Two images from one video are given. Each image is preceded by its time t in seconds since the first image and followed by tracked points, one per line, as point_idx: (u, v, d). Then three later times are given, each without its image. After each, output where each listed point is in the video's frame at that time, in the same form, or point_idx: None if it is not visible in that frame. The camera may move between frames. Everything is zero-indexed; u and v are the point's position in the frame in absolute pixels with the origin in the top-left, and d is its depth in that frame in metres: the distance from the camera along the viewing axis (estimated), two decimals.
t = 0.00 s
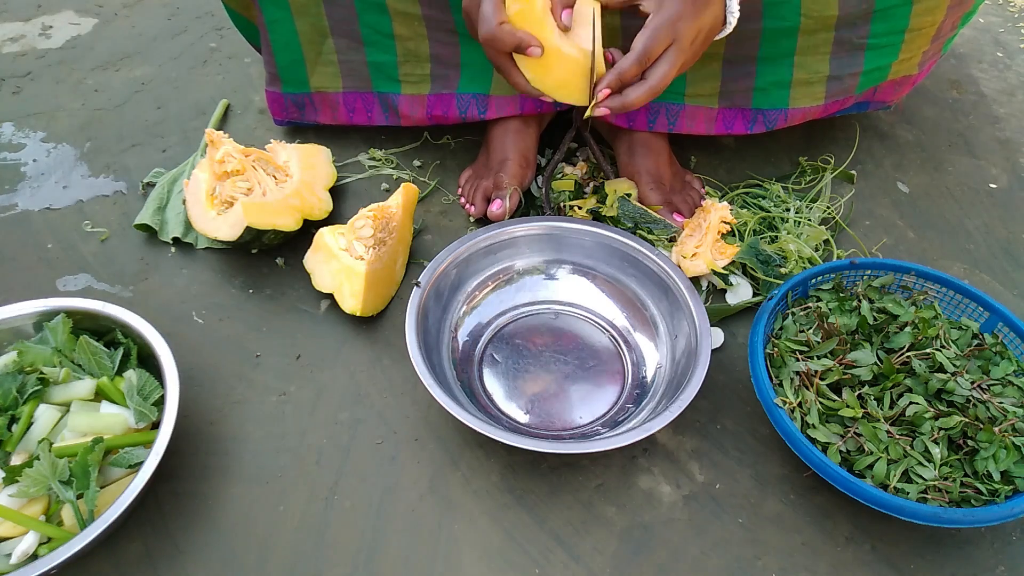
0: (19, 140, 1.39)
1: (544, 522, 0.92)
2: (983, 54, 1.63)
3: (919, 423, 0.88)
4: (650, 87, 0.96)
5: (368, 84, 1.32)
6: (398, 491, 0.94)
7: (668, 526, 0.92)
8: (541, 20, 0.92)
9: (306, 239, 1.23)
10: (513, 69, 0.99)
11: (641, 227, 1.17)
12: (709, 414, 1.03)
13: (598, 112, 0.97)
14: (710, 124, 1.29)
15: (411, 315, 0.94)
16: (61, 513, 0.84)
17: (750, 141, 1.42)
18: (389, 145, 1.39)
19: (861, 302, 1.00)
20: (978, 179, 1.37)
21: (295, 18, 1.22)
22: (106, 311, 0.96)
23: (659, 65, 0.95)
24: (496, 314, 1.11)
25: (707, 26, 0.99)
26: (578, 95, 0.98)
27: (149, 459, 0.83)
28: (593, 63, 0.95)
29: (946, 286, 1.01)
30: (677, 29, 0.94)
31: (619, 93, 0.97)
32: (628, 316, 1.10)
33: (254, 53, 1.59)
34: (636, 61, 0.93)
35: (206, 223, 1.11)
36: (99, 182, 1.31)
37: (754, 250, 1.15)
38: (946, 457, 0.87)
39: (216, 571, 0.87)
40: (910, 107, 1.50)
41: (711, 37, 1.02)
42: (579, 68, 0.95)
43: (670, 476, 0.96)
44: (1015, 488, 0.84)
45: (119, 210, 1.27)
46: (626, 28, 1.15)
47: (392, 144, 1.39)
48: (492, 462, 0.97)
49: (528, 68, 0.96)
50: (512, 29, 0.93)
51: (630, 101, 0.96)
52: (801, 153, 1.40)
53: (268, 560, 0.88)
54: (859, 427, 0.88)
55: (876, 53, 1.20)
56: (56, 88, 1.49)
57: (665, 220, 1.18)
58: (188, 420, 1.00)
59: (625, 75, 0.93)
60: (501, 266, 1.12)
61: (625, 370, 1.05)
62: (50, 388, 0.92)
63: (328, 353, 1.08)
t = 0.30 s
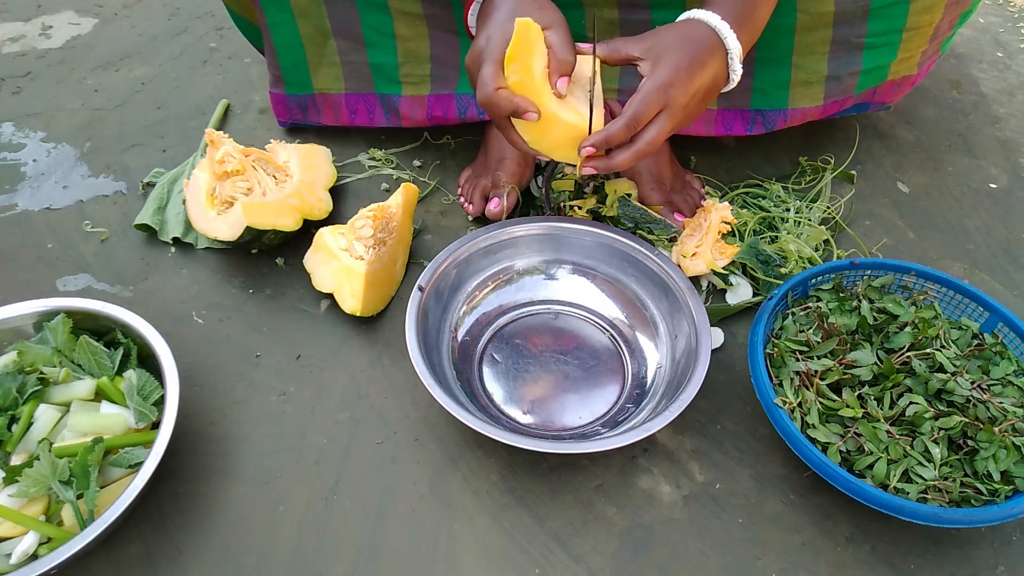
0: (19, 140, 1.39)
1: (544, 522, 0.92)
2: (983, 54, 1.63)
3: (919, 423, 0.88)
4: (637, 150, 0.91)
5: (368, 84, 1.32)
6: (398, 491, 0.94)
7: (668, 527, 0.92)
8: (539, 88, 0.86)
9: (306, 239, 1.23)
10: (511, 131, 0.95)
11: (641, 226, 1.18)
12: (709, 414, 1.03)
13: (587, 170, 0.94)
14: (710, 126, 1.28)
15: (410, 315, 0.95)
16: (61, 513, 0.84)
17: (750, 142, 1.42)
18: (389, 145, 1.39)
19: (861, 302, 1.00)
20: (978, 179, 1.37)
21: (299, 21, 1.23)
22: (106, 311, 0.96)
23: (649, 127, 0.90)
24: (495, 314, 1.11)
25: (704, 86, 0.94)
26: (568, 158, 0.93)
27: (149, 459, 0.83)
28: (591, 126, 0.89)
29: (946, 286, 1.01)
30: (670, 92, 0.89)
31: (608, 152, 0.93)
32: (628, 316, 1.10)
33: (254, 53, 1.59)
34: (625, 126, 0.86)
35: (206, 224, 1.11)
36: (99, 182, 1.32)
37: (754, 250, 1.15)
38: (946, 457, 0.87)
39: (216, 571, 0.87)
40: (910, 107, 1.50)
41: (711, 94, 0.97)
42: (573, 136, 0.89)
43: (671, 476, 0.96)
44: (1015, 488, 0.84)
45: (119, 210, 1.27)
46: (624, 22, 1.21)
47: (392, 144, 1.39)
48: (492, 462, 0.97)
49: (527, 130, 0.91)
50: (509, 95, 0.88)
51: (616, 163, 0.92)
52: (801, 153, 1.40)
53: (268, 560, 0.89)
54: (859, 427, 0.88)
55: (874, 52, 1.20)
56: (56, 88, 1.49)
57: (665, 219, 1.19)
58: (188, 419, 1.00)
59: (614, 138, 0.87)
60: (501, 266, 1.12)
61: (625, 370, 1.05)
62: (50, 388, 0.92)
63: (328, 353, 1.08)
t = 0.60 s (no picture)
0: (19, 140, 1.39)
1: (544, 522, 0.92)
2: (983, 54, 1.63)
3: (919, 423, 0.88)
4: (636, 157, 0.90)
5: (367, 83, 1.32)
6: (398, 491, 0.94)
7: (668, 527, 0.92)
8: (541, 110, 0.85)
9: (306, 239, 1.23)
10: (512, 151, 0.93)
11: (641, 226, 1.19)
12: (709, 414, 1.03)
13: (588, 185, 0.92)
14: (709, 121, 1.28)
15: (410, 315, 0.95)
16: (61, 513, 0.84)
17: (750, 142, 1.42)
18: (389, 145, 1.39)
19: (861, 302, 1.00)
20: (978, 179, 1.37)
21: (294, 16, 1.23)
22: (106, 311, 0.96)
23: (648, 135, 0.90)
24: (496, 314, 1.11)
25: (700, 91, 0.95)
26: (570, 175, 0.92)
27: (149, 459, 0.83)
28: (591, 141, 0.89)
29: (946, 286, 1.01)
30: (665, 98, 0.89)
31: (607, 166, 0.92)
32: (628, 316, 1.10)
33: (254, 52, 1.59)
34: (626, 136, 0.87)
35: (206, 224, 1.11)
36: (99, 182, 1.32)
37: (754, 250, 1.15)
38: (946, 457, 0.87)
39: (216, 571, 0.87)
40: (910, 107, 1.50)
41: (708, 100, 0.97)
42: (576, 153, 0.88)
43: (671, 476, 0.96)
44: (1015, 488, 0.84)
45: (119, 210, 1.27)
46: (622, 13, 1.21)
47: (392, 143, 1.39)
48: (492, 462, 0.97)
49: (530, 153, 0.89)
50: (511, 114, 0.87)
51: (616, 174, 0.91)
52: (801, 153, 1.40)
53: (268, 559, 0.89)
54: (859, 427, 0.88)
55: (873, 44, 1.20)
56: (56, 88, 1.49)
57: (665, 218, 1.19)
58: (188, 419, 1.00)
59: (616, 149, 0.87)
60: (501, 266, 1.12)
61: (625, 370, 1.05)
62: (50, 388, 0.92)
63: (328, 353, 1.08)
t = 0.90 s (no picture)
0: (20, 140, 1.39)
1: (544, 522, 0.92)
2: (983, 54, 1.63)
3: (919, 423, 0.88)
4: (649, 107, 0.96)
5: (367, 84, 1.32)
6: (398, 491, 0.94)
7: (668, 527, 0.92)
8: (536, 59, 0.92)
9: (306, 239, 1.23)
10: (512, 103, 0.99)
11: (641, 226, 1.18)
12: (709, 414, 1.03)
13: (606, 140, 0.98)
14: (707, 121, 1.30)
15: (410, 315, 0.95)
16: (61, 513, 0.84)
17: (750, 142, 1.42)
18: (389, 145, 1.39)
19: (861, 302, 1.00)
20: (978, 179, 1.37)
21: (295, 21, 1.23)
22: (106, 311, 0.96)
23: (657, 83, 0.96)
24: (496, 314, 1.11)
25: (701, 34, 1.00)
26: (582, 127, 0.97)
27: (149, 458, 0.83)
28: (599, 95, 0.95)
29: (946, 286, 1.01)
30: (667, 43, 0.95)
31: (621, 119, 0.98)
32: (628, 316, 1.10)
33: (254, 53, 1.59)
34: (636, 86, 0.93)
35: (206, 224, 1.11)
36: (99, 182, 1.32)
37: (754, 250, 1.15)
38: (946, 457, 0.87)
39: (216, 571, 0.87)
40: (910, 107, 1.50)
41: (708, 40, 1.03)
42: (576, 102, 0.94)
43: (671, 476, 0.96)
44: (1015, 488, 0.84)
45: (119, 210, 1.27)
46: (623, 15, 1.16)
47: (392, 143, 1.39)
48: (492, 462, 0.97)
49: (527, 103, 0.97)
50: (506, 66, 0.94)
51: (631, 126, 0.97)
52: (801, 153, 1.40)
53: (268, 559, 0.89)
54: (859, 427, 0.88)
55: (871, 46, 1.20)
56: (56, 88, 1.49)
57: (665, 218, 1.18)
58: (188, 419, 1.00)
59: (627, 101, 0.94)
60: (502, 266, 1.12)
61: (625, 370, 1.05)
62: (50, 388, 0.92)
63: (328, 353, 1.08)
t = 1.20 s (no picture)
0: (19, 140, 1.39)
1: (544, 522, 0.92)
2: (983, 54, 1.63)
3: (919, 423, 0.88)
4: (648, 36, 0.97)
5: (367, 83, 1.32)
6: (398, 491, 0.94)
7: (668, 527, 0.92)
8: None
9: (306, 239, 1.23)
10: (522, 28, 1.02)
11: (641, 226, 1.17)
12: (709, 414, 1.03)
13: (603, 67, 1.00)
14: (708, 119, 1.29)
15: (409, 314, 0.94)
16: (61, 513, 0.84)
17: (750, 142, 1.42)
18: (389, 145, 1.39)
19: (861, 302, 1.00)
20: (978, 179, 1.37)
21: (295, 19, 1.23)
22: (106, 311, 0.96)
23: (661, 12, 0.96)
24: (496, 314, 1.11)
25: None
26: (585, 52, 1.00)
27: (148, 458, 0.83)
28: (601, 18, 0.96)
29: (946, 285, 1.01)
30: None
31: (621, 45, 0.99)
32: (628, 317, 1.10)
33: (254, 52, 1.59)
34: (637, 12, 0.94)
35: (206, 223, 1.11)
36: (99, 182, 1.32)
37: (754, 250, 1.15)
38: (946, 458, 0.87)
39: (216, 571, 0.87)
40: (909, 107, 1.50)
41: None
42: (586, 26, 0.96)
43: (671, 476, 0.96)
44: (1015, 488, 0.84)
45: (119, 210, 1.27)
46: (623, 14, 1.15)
47: (392, 143, 1.39)
48: (492, 462, 0.97)
49: (540, 31, 0.99)
50: None
51: (630, 52, 0.98)
52: (801, 153, 1.40)
53: (268, 559, 0.89)
54: (859, 427, 0.88)
55: (872, 44, 1.20)
56: (56, 88, 1.49)
57: (665, 219, 1.18)
58: (188, 419, 1.00)
59: (628, 26, 0.95)
60: (502, 266, 1.12)
61: (625, 370, 1.05)
62: (50, 388, 0.92)
63: (328, 353, 1.08)
